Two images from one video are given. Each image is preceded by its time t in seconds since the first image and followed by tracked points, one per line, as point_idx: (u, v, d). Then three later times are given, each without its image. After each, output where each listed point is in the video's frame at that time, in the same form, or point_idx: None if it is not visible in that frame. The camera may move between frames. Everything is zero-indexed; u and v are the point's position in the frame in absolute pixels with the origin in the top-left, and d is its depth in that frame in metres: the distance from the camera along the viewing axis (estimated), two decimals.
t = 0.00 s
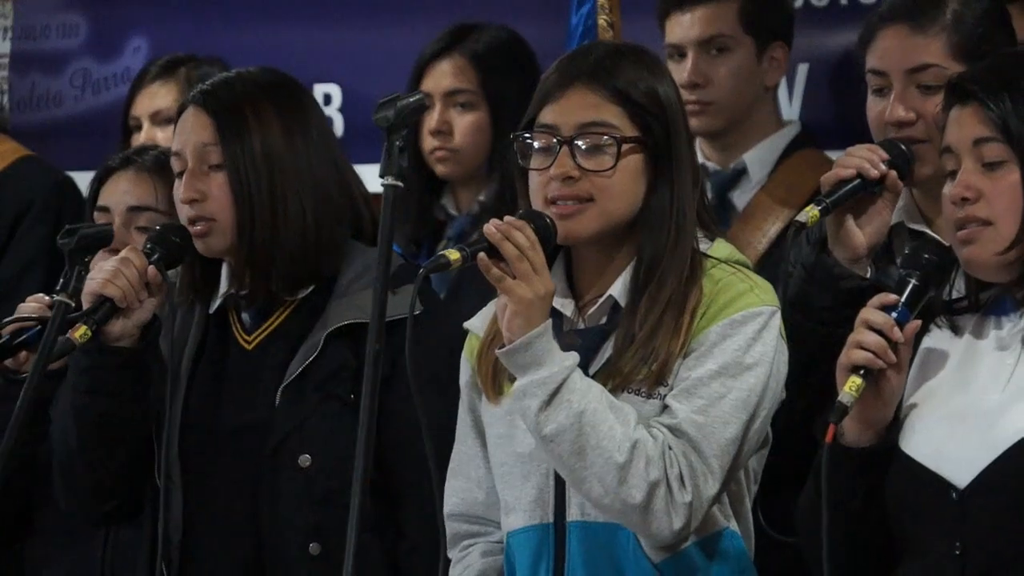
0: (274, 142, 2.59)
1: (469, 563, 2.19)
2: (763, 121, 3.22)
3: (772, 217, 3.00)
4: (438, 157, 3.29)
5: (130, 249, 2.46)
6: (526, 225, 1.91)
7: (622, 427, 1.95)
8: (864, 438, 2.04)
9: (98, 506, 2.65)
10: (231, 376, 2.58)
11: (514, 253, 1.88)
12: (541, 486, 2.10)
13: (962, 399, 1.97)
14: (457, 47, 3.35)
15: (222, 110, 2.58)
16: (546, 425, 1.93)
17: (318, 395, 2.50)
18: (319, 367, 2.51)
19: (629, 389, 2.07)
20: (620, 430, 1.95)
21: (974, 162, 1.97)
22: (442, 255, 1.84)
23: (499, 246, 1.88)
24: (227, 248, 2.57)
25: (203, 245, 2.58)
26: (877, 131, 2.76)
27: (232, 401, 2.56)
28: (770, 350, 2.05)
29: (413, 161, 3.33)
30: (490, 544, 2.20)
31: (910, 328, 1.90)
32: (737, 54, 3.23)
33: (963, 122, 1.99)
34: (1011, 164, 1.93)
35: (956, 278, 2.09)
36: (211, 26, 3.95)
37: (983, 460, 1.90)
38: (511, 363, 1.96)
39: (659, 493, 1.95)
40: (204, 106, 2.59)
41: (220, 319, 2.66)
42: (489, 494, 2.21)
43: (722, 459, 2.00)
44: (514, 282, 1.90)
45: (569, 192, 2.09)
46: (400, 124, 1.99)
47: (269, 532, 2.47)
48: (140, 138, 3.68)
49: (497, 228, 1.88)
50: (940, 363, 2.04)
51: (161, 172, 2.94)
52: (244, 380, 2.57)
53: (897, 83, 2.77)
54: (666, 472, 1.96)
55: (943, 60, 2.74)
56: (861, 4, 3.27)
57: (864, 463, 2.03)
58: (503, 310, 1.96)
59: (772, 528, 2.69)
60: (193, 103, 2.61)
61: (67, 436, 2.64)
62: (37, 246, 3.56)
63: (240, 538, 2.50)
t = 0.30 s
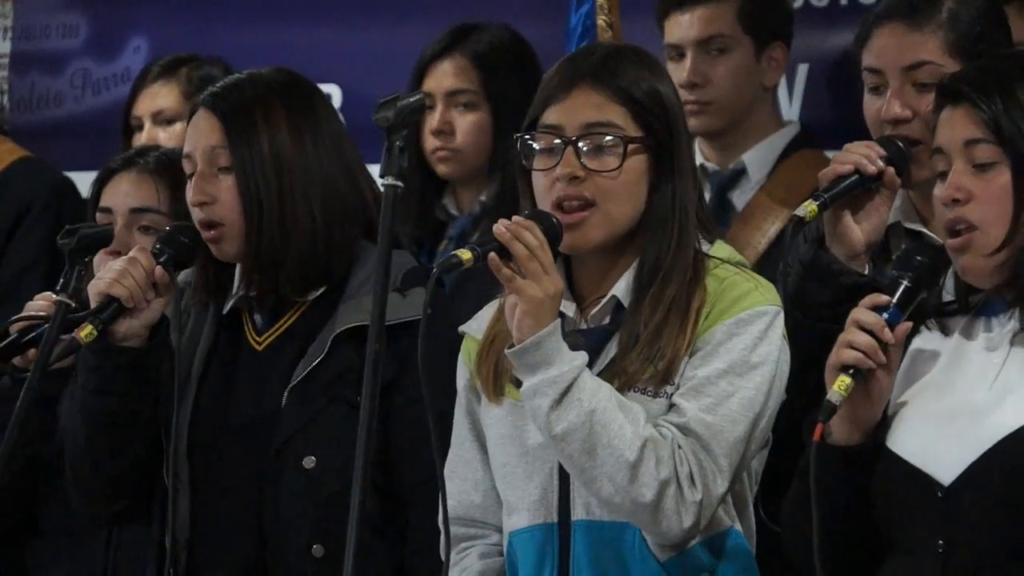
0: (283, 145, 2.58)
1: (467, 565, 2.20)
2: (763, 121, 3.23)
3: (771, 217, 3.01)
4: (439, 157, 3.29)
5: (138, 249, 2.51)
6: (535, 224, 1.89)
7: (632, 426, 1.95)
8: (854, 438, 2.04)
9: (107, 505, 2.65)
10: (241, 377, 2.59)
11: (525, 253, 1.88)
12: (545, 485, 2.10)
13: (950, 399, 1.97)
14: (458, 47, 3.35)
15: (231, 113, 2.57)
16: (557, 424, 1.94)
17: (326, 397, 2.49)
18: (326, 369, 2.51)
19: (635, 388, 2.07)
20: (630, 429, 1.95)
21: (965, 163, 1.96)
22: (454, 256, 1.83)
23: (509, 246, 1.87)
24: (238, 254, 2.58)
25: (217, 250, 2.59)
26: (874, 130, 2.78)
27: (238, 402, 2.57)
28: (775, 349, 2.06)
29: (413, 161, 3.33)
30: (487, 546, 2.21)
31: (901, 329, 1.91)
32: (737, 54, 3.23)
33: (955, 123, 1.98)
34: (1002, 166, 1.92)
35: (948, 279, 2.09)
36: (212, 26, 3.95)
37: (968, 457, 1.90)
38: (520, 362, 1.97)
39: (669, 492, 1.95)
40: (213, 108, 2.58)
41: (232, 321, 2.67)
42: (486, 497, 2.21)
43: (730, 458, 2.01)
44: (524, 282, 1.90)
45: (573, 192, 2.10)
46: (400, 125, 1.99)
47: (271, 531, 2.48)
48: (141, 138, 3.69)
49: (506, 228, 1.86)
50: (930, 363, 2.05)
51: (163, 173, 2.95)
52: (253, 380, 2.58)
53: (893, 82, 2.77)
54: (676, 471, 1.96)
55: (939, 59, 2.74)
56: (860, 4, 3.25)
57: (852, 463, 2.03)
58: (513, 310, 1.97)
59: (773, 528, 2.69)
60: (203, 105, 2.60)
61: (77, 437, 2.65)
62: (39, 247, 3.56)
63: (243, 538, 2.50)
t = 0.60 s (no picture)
0: (292, 143, 2.58)
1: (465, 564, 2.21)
2: (763, 121, 3.24)
3: (771, 217, 3.01)
4: (438, 157, 3.29)
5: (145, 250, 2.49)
6: (542, 224, 1.90)
7: (638, 427, 1.95)
8: (835, 435, 2.03)
9: (113, 504, 2.66)
10: (246, 376, 2.60)
11: (533, 253, 1.88)
12: (547, 483, 2.11)
13: (932, 396, 1.96)
14: (456, 47, 3.35)
15: (240, 111, 2.58)
16: (562, 424, 1.94)
17: (334, 399, 2.50)
18: (332, 369, 2.50)
19: (638, 388, 2.08)
20: (636, 430, 1.95)
21: (952, 161, 1.96)
22: (462, 255, 1.85)
23: (516, 246, 1.87)
24: (246, 254, 2.59)
25: (225, 250, 2.60)
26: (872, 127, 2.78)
27: (243, 402, 2.57)
28: (779, 352, 2.06)
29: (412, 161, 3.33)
30: (487, 544, 2.22)
31: (883, 327, 1.89)
32: (736, 54, 3.23)
33: (943, 120, 1.98)
34: (989, 164, 1.93)
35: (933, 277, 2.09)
36: (212, 26, 3.96)
37: (950, 454, 1.90)
38: (526, 361, 1.96)
39: (673, 494, 1.95)
40: (223, 106, 2.59)
41: (239, 323, 2.68)
42: (486, 496, 2.22)
43: (733, 460, 2.01)
44: (532, 282, 1.90)
45: (581, 190, 2.09)
46: (400, 125, 1.99)
47: (278, 531, 2.48)
48: (143, 137, 3.69)
49: (514, 227, 1.86)
50: (913, 360, 2.03)
51: (169, 174, 2.95)
52: (258, 380, 2.58)
53: (890, 81, 2.78)
54: (680, 473, 1.96)
55: (937, 57, 2.74)
56: (860, 4, 3.26)
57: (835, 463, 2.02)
58: (519, 310, 1.96)
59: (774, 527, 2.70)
60: (213, 103, 2.62)
61: (82, 436, 2.66)
62: (39, 247, 3.57)
63: (248, 538, 2.51)
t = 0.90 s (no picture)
0: (300, 142, 2.59)
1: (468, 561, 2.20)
2: (762, 121, 3.24)
3: (771, 217, 3.01)
4: (436, 157, 3.29)
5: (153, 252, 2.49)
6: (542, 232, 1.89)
7: (637, 436, 1.96)
8: (821, 435, 1.97)
9: (118, 505, 2.65)
10: (253, 375, 2.60)
11: (532, 262, 1.87)
12: (546, 483, 2.11)
13: (916, 395, 1.94)
14: (453, 47, 3.35)
15: (249, 110, 2.58)
16: (560, 433, 1.95)
17: (343, 399, 2.50)
18: (341, 370, 2.51)
19: (639, 391, 2.07)
20: (634, 438, 1.95)
21: (941, 156, 1.93)
22: (458, 269, 1.84)
23: (516, 255, 1.86)
24: (254, 249, 2.58)
25: (231, 246, 2.58)
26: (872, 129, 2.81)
27: (250, 402, 2.57)
28: (781, 358, 2.06)
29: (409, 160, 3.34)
30: (489, 541, 2.22)
31: (868, 326, 1.87)
32: (735, 53, 3.23)
33: (934, 115, 1.95)
34: (977, 159, 1.90)
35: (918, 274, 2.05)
36: (212, 26, 3.96)
37: (936, 452, 1.87)
38: (525, 369, 1.97)
39: (672, 502, 1.95)
40: (231, 105, 2.59)
41: (241, 322, 2.68)
42: (489, 493, 2.22)
43: (732, 468, 2.01)
44: (531, 291, 1.90)
45: (586, 192, 2.09)
46: (400, 125, 1.99)
47: (287, 532, 2.49)
48: (143, 137, 3.68)
49: (513, 237, 1.86)
50: (895, 361, 2.01)
51: (173, 177, 2.95)
52: (261, 382, 2.58)
53: (890, 80, 2.80)
54: (679, 481, 1.96)
55: (937, 57, 2.74)
56: (860, 4, 3.26)
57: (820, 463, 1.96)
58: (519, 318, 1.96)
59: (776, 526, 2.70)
60: (219, 101, 2.61)
61: (87, 436, 2.65)
62: (38, 247, 3.57)
63: (253, 538, 2.51)
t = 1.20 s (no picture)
0: (303, 142, 2.59)
1: (470, 559, 2.21)
2: (762, 121, 3.24)
3: (771, 217, 3.03)
4: (433, 158, 3.29)
5: (158, 254, 2.47)
6: (534, 241, 1.90)
7: (630, 444, 1.96)
8: (816, 440, 1.97)
9: (119, 505, 2.65)
10: (254, 376, 2.60)
11: (522, 273, 1.88)
12: (542, 484, 2.11)
13: (909, 398, 1.94)
14: (451, 47, 3.35)
15: (250, 111, 2.59)
16: (552, 442, 1.95)
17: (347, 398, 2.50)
18: (342, 370, 2.51)
19: (637, 393, 2.08)
20: (627, 447, 1.96)
21: (931, 151, 1.93)
22: (444, 284, 1.86)
23: (505, 266, 1.88)
24: (256, 247, 2.58)
25: (231, 248, 2.58)
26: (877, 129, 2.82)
27: (255, 403, 2.58)
28: (780, 364, 2.06)
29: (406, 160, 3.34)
30: (492, 539, 2.21)
31: (861, 330, 1.86)
32: (734, 53, 3.23)
33: (926, 112, 1.95)
34: (968, 157, 1.90)
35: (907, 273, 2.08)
36: (212, 26, 3.96)
37: (930, 455, 1.87)
38: (518, 378, 1.98)
39: (665, 510, 1.97)
40: (233, 105, 2.59)
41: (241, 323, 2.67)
42: (493, 491, 2.22)
43: (728, 475, 2.02)
44: (522, 302, 1.90)
45: (583, 193, 2.11)
46: (399, 125, 1.99)
47: (292, 532, 2.49)
48: (142, 138, 3.68)
49: (503, 248, 1.87)
50: (887, 364, 2.02)
51: (176, 180, 2.95)
52: (262, 383, 2.58)
53: (894, 82, 2.82)
54: (672, 489, 1.98)
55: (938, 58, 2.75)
56: (860, 4, 3.25)
57: (812, 471, 1.96)
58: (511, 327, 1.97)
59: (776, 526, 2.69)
60: (221, 100, 2.62)
61: (88, 436, 2.65)
62: (38, 246, 3.57)
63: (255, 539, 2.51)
